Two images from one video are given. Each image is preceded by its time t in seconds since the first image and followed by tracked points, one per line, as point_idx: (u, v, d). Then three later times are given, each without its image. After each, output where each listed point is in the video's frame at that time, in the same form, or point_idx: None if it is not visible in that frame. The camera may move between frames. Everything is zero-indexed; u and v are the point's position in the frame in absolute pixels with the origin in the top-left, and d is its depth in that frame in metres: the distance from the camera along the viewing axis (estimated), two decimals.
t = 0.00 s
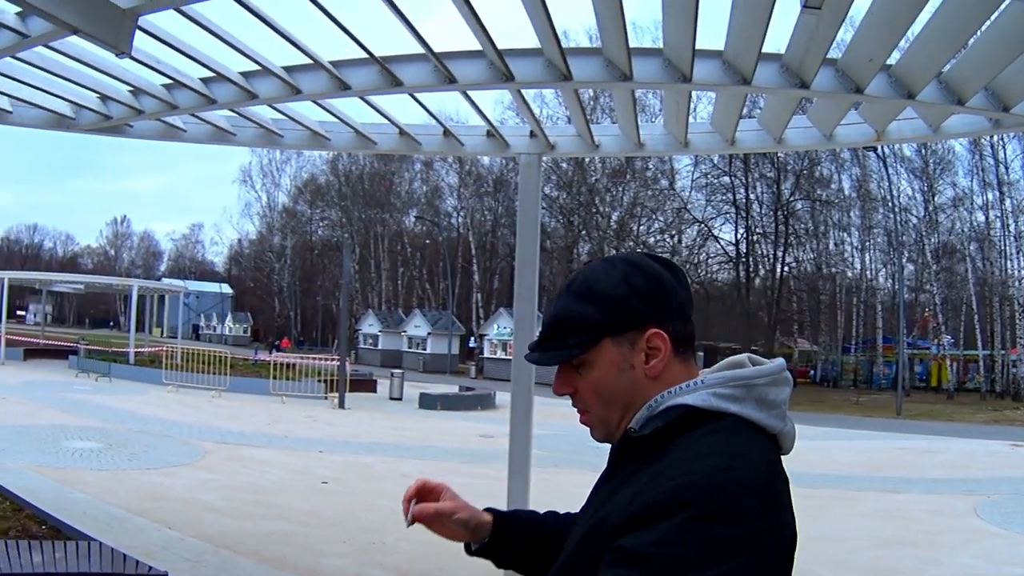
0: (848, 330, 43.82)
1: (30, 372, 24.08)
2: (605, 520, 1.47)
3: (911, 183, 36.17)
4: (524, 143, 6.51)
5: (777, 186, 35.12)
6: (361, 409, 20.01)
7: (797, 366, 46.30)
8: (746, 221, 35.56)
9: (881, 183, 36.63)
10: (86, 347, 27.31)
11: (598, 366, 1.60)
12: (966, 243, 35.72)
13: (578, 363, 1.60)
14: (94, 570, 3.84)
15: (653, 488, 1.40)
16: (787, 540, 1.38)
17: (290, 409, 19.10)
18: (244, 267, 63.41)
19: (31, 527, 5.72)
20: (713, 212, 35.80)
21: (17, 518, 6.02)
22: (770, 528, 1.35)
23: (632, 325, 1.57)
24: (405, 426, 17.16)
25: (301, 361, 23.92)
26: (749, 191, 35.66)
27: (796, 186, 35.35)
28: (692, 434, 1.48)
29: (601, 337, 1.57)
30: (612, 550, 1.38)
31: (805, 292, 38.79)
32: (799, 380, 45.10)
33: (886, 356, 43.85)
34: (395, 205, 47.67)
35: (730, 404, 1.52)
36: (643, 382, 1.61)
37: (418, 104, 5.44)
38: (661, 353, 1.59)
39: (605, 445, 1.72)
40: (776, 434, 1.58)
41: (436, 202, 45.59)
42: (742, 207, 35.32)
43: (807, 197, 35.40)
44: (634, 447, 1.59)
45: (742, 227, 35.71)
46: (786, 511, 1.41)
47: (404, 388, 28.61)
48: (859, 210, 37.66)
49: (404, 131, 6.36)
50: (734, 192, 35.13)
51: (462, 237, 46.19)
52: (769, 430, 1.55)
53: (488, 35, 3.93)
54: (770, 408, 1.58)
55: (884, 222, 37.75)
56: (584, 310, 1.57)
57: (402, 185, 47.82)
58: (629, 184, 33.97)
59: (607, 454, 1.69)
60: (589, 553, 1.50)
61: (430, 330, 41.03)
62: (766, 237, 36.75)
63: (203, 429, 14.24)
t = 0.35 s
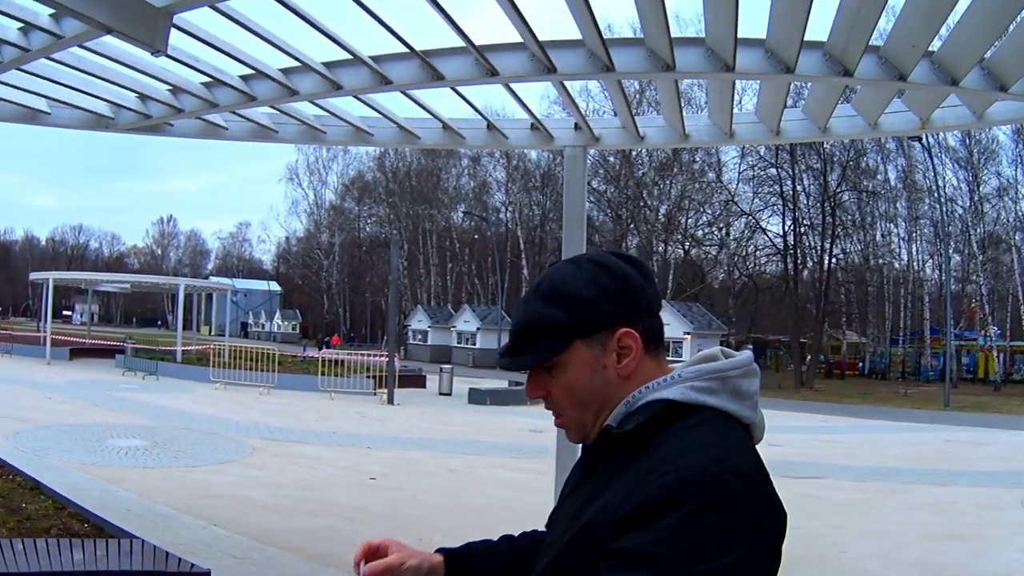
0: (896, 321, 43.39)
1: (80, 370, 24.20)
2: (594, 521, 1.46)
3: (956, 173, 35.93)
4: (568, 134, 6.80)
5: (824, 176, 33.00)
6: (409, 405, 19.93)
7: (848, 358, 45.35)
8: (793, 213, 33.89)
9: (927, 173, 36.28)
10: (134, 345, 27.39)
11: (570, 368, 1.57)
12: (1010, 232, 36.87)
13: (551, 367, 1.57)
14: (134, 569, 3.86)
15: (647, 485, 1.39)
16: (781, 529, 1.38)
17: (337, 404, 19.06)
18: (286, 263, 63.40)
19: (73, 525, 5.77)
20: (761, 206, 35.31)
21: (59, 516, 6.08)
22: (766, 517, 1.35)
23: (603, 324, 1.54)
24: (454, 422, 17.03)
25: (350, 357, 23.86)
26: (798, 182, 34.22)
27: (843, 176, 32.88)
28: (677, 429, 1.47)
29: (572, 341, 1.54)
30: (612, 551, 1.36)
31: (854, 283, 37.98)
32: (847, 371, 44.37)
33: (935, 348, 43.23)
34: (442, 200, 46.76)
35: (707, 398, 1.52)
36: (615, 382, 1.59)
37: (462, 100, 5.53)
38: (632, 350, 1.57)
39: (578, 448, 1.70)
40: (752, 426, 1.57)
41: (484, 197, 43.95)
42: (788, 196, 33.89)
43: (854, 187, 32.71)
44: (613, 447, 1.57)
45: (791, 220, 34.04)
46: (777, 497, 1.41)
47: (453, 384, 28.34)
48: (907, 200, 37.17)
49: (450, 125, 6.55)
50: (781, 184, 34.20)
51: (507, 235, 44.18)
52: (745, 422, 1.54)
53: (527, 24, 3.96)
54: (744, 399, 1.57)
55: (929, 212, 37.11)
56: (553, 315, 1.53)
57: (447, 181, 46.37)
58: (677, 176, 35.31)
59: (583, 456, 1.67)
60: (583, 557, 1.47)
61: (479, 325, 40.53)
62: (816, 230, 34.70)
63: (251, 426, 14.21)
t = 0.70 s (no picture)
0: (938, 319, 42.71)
1: (123, 372, 24.35)
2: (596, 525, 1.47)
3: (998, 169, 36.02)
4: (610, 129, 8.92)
5: (864, 173, 32.37)
6: (450, 406, 19.80)
7: (890, 358, 44.53)
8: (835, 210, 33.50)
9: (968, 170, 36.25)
10: (177, 347, 27.50)
11: (546, 377, 1.62)
12: None
13: (528, 376, 1.62)
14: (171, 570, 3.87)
15: (640, 485, 1.42)
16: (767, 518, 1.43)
17: (378, 406, 19.03)
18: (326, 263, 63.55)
19: (108, 526, 5.81)
20: (804, 205, 34.95)
21: (95, 518, 6.12)
22: (759, 508, 1.39)
23: (577, 334, 1.59)
24: (494, 423, 16.92)
25: (393, 359, 23.65)
26: (840, 179, 33.55)
27: (884, 175, 32.92)
28: (660, 429, 1.52)
29: (545, 350, 1.59)
30: (608, 553, 1.38)
31: (895, 283, 37.76)
32: (888, 371, 43.58)
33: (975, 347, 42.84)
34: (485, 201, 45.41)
35: (684, 397, 1.57)
36: (591, 388, 1.63)
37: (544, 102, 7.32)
38: (606, 358, 1.62)
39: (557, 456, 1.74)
40: (728, 427, 1.63)
41: (527, 198, 42.59)
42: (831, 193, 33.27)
43: (895, 185, 33.01)
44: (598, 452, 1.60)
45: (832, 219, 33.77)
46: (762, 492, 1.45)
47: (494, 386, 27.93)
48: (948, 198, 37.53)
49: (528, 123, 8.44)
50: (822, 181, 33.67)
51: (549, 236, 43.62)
52: (721, 423, 1.60)
53: (560, 19, 3.98)
54: (717, 400, 1.63)
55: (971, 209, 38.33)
56: (527, 328, 1.58)
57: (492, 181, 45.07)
58: (719, 176, 36.06)
59: (567, 464, 1.70)
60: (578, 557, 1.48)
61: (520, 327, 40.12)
62: (858, 229, 34.95)
63: (293, 428, 14.21)
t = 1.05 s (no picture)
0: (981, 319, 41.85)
1: (162, 374, 24.52)
2: (585, 510, 1.49)
3: None
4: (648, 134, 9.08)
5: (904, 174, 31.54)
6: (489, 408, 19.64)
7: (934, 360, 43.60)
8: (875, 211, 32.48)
9: (1005, 169, 38.25)
10: (218, 349, 27.66)
11: (530, 372, 1.63)
12: None
13: (511, 372, 1.63)
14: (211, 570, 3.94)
15: (640, 466, 1.45)
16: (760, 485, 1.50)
17: (419, 408, 19.00)
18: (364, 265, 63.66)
19: (144, 528, 5.86)
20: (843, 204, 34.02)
21: (132, 519, 6.17)
22: (754, 476, 1.46)
23: (558, 327, 1.61)
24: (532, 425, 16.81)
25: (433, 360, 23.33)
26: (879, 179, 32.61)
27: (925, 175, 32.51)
28: (649, 410, 1.55)
29: (527, 346, 1.60)
30: (617, 535, 1.42)
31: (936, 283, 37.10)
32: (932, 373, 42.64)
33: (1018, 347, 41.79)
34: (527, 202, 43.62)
35: (669, 378, 1.62)
36: (573, 378, 1.66)
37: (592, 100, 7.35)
38: (587, 349, 1.64)
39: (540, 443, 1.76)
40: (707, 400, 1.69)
41: (567, 199, 40.79)
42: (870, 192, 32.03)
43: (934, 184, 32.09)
44: (576, 443, 1.63)
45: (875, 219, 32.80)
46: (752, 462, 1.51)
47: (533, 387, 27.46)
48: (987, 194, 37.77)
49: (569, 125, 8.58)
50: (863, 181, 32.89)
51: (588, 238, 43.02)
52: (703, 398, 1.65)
53: (602, 24, 4.05)
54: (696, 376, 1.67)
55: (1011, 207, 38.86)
56: (507, 325, 1.58)
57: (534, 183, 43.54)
58: (760, 176, 36.18)
59: (548, 453, 1.72)
60: (581, 541, 1.50)
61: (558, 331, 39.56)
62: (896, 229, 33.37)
63: (334, 430, 14.21)
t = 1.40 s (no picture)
0: None
1: (209, 335, 24.87)
2: (609, 454, 1.57)
3: None
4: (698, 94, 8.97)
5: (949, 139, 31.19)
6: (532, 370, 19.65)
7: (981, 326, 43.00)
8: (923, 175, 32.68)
9: None
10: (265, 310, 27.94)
11: (534, 324, 1.69)
12: None
13: (515, 324, 1.69)
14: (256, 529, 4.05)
15: (668, 403, 1.55)
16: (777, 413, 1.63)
17: (466, 366, 19.12)
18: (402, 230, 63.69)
19: (191, 486, 5.99)
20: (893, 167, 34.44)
21: (179, 478, 6.30)
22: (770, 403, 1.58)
23: (559, 277, 1.69)
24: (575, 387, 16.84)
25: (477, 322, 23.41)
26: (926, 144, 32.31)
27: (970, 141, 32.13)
28: (663, 350, 1.65)
29: (529, 298, 1.66)
30: (656, 467, 1.51)
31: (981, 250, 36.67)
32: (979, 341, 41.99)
33: None
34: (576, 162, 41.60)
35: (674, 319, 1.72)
36: (576, 324, 1.73)
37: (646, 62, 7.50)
38: (587, 297, 1.72)
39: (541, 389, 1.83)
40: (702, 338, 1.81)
41: (618, 160, 40.19)
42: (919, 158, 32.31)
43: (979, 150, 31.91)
44: (583, 388, 1.71)
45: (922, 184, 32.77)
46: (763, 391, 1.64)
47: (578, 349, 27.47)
48: None
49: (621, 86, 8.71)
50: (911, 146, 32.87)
51: (639, 197, 43.30)
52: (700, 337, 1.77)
53: None
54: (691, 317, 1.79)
55: None
56: (507, 277, 1.64)
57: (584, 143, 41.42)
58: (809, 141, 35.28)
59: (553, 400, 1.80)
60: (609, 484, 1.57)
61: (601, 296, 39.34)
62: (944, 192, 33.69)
63: (379, 389, 14.35)
